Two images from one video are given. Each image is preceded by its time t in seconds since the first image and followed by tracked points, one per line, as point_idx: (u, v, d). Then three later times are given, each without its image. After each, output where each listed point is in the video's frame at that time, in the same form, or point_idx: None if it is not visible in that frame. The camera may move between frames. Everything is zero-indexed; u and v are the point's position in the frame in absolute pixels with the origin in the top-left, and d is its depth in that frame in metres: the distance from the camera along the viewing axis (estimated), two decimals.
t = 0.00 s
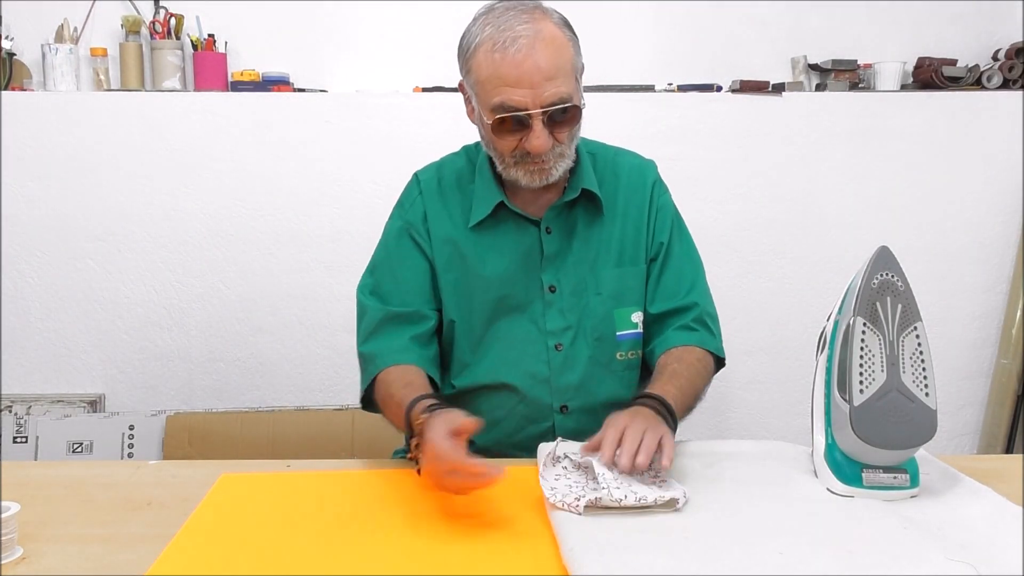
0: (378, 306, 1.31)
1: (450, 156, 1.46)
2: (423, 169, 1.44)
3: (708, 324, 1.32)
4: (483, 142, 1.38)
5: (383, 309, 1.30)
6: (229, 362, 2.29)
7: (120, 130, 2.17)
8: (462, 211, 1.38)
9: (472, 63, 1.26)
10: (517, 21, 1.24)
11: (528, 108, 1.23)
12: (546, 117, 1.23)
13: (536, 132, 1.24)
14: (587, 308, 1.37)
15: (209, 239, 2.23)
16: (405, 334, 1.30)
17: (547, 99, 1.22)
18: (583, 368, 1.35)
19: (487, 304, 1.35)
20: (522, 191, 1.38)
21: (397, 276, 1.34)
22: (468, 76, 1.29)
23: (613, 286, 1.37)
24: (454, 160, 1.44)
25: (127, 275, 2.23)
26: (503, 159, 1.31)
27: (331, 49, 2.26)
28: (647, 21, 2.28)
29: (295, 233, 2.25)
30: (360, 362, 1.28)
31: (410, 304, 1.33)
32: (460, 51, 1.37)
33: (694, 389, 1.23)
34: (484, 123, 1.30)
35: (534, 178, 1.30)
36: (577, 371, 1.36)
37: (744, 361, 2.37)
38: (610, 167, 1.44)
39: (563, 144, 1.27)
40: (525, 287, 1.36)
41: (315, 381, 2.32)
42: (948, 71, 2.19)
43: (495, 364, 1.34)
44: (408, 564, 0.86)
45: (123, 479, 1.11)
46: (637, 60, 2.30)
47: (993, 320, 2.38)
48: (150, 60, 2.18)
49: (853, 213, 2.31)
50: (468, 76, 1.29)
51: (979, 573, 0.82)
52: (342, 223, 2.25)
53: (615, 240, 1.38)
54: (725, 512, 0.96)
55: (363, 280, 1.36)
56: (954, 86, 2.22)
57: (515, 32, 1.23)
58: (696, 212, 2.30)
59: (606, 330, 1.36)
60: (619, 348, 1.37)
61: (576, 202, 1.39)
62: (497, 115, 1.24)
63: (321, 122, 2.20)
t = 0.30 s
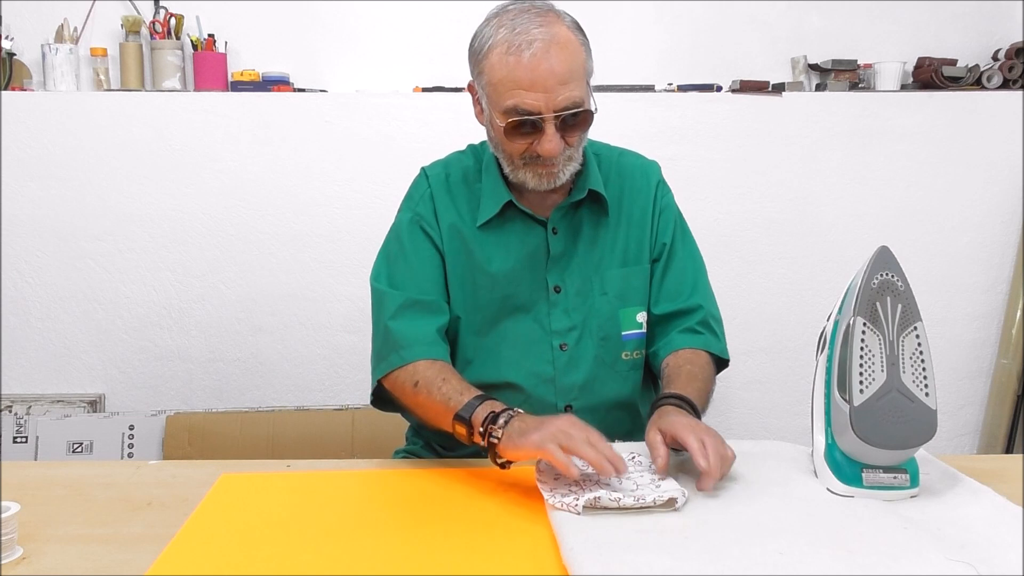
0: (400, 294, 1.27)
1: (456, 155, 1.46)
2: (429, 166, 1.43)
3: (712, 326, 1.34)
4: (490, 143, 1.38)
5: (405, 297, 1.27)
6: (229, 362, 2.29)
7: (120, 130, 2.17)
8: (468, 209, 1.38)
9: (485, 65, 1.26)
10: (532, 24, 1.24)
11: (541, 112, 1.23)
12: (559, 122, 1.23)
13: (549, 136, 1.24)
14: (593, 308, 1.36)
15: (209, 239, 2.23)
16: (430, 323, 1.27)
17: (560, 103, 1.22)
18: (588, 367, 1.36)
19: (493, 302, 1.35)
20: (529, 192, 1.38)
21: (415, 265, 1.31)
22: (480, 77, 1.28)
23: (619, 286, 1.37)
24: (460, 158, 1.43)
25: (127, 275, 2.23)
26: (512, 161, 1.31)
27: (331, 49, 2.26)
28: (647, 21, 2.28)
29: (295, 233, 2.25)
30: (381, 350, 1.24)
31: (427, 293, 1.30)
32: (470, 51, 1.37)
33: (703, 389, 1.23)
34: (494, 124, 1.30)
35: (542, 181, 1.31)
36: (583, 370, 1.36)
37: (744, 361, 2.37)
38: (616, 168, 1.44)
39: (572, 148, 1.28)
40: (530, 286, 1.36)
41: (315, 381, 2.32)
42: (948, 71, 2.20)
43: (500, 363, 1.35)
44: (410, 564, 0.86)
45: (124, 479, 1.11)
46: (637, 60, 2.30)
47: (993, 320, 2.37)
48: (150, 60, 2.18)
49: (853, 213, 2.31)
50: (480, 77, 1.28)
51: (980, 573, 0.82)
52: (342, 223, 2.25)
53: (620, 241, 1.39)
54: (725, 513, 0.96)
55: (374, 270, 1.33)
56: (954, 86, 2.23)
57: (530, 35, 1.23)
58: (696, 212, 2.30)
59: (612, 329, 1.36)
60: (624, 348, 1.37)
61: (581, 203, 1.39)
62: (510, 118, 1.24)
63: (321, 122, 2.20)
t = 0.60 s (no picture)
0: (412, 291, 1.28)
1: (456, 156, 1.46)
2: (429, 167, 1.44)
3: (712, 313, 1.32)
4: (488, 141, 1.38)
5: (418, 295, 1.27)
6: (229, 362, 2.29)
7: (120, 130, 2.17)
8: (468, 211, 1.38)
9: (481, 61, 1.26)
10: (528, 19, 1.24)
11: (537, 108, 1.23)
12: (555, 117, 1.23)
13: (545, 131, 1.24)
14: (592, 310, 1.37)
15: (208, 239, 2.23)
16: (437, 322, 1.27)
17: (556, 99, 1.22)
18: (587, 372, 1.36)
19: (492, 304, 1.35)
20: (527, 193, 1.39)
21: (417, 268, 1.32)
22: (477, 74, 1.28)
23: (618, 288, 1.37)
24: (461, 159, 1.44)
25: (127, 275, 2.23)
26: (509, 158, 1.31)
27: (331, 49, 2.26)
28: (647, 21, 2.28)
29: (295, 233, 2.25)
30: (392, 348, 1.24)
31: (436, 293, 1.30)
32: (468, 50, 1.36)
33: (715, 369, 1.20)
34: (491, 121, 1.30)
35: (539, 179, 1.31)
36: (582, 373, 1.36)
37: (744, 361, 2.37)
38: (616, 169, 1.44)
39: (569, 145, 1.28)
40: (529, 289, 1.36)
41: (316, 381, 2.32)
42: (948, 71, 2.19)
43: (501, 367, 1.35)
44: (410, 564, 0.86)
45: (124, 479, 1.11)
46: (637, 60, 2.30)
47: (993, 320, 2.37)
48: (150, 60, 2.18)
49: (853, 213, 2.31)
50: (476, 73, 1.28)
51: (980, 573, 0.82)
52: (343, 223, 2.25)
53: (619, 241, 1.39)
54: (726, 513, 0.96)
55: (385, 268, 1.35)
56: (954, 86, 2.22)
57: (526, 30, 1.22)
58: (696, 212, 2.30)
59: (611, 332, 1.36)
60: (625, 350, 1.37)
61: (581, 206, 1.39)
62: (506, 114, 1.24)
63: (321, 123, 2.20)
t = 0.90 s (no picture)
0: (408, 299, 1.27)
1: (455, 152, 1.46)
2: (429, 163, 1.44)
3: (692, 327, 1.30)
4: (484, 146, 1.38)
5: (413, 303, 1.26)
6: (229, 362, 2.29)
7: (120, 130, 2.17)
8: (467, 211, 1.38)
9: (472, 69, 1.26)
10: (518, 27, 1.24)
11: (528, 115, 1.23)
12: (547, 123, 1.23)
13: (537, 138, 1.24)
14: (589, 311, 1.37)
15: (208, 239, 2.23)
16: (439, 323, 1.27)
17: (547, 105, 1.22)
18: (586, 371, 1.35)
19: (490, 303, 1.35)
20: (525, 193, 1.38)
21: (414, 266, 1.32)
22: (469, 82, 1.29)
23: (614, 289, 1.37)
24: (460, 156, 1.44)
25: (127, 275, 2.23)
26: (504, 164, 1.31)
27: (331, 49, 2.26)
28: (647, 21, 2.28)
29: (295, 233, 2.25)
30: (404, 356, 1.25)
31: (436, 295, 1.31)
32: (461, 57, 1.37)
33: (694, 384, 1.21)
34: (485, 129, 1.30)
35: (534, 184, 1.31)
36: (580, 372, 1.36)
37: (744, 361, 2.37)
38: (614, 171, 1.44)
39: (563, 150, 1.27)
40: (527, 287, 1.36)
41: (316, 381, 2.32)
42: (948, 71, 2.20)
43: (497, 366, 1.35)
44: (410, 564, 0.86)
45: (124, 479, 1.11)
46: (637, 60, 2.30)
47: (993, 320, 2.37)
48: (150, 60, 2.18)
49: (853, 213, 2.31)
50: (468, 81, 1.29)
51: (979, 573, 0.82)
52: (343, 223, 2.25)
53: (615, 243, 1.38)
54: (726, 513, 0.96)
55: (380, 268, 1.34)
56: (954, 86, 2.22)
57: (515, 38, 1.23)
58: (696, 212, 2.30)
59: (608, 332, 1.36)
60: (622, 351, 1.35)
61: (578, 206, 1.39)
62: (497, 122, 1.24)
63: (321, 123, 2.20)
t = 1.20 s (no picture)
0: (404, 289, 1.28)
1: (457, 152, 1.46)
2: (430, 162, 1.44)
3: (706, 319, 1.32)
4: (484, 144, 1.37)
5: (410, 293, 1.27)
6: (229, 362, 2.29)
7: (120, 130, 2.17)
8: (467, 210, 1.38)
9: (476, 74, 1.25)
10: (523, 35, 1.22)
11: (532, 123, 1.23)
12: (550, 132, 1.23)
13: (540, 146, 1.24)
14: (590, 310, 1.37)
15: (208, 238, 2.23)
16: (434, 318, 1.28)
17: (551, 114, 1.22)
18: (586, 370, 1.36)
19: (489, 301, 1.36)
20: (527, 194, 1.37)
21: (410, 263, 1.33)
22: (472, 86, 1.28)
23: (615, 288, 1.37)
24: (462, 156, 1.43)
25: (127, 275, 2.23)
26: (506, 168, 1.31)
27: (331, 49, 2.25)
28: (647, 21, 2.28)
29: (295, 233, 2.25)
30: (389, 348, 1.24)
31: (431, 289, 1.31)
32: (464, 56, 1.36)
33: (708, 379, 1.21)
34: (488, 134, 1.30)
35: (537, 187, 1.31)
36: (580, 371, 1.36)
37: (744, 361, 2.37)
38: (615, 170, 1.43)
39: (566, 156, 1.28)
40: (527, 287, 1.36)
41: (316, 381, 2.32)
42: (947, 71, 2.19)
43: (496, 364, 1.35)
44: (410, 564, 0.86)
45: (124, 479, 1.11)
46: (637, 60, 2.30)
47: (993, 319, 2.37)
48: (150, 60, 2.18)
49: (853, 213, 2.31)
50: (472, 86, 1.28)
51: (979, 573, 0.82)
52: (342, 223, 2.25)
53: (618, 242, 1.39)
54: (726, 513, 0.96)
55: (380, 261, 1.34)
56: (954, 86, 2.22)
57: (520, 47, 1.21)
58: (696, 212, 2.30)
59: (609, 331, 1.36)
60: (622, 350, 1.36)
61: (579, 204, 1.39)
62: (501, 129, 1.24)
63: (321, 123, 2.20)
